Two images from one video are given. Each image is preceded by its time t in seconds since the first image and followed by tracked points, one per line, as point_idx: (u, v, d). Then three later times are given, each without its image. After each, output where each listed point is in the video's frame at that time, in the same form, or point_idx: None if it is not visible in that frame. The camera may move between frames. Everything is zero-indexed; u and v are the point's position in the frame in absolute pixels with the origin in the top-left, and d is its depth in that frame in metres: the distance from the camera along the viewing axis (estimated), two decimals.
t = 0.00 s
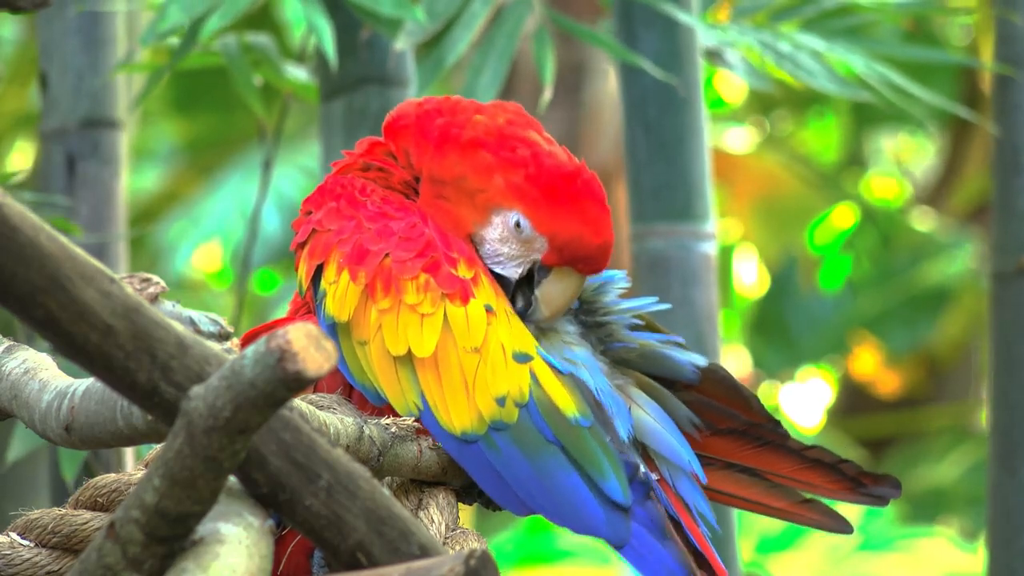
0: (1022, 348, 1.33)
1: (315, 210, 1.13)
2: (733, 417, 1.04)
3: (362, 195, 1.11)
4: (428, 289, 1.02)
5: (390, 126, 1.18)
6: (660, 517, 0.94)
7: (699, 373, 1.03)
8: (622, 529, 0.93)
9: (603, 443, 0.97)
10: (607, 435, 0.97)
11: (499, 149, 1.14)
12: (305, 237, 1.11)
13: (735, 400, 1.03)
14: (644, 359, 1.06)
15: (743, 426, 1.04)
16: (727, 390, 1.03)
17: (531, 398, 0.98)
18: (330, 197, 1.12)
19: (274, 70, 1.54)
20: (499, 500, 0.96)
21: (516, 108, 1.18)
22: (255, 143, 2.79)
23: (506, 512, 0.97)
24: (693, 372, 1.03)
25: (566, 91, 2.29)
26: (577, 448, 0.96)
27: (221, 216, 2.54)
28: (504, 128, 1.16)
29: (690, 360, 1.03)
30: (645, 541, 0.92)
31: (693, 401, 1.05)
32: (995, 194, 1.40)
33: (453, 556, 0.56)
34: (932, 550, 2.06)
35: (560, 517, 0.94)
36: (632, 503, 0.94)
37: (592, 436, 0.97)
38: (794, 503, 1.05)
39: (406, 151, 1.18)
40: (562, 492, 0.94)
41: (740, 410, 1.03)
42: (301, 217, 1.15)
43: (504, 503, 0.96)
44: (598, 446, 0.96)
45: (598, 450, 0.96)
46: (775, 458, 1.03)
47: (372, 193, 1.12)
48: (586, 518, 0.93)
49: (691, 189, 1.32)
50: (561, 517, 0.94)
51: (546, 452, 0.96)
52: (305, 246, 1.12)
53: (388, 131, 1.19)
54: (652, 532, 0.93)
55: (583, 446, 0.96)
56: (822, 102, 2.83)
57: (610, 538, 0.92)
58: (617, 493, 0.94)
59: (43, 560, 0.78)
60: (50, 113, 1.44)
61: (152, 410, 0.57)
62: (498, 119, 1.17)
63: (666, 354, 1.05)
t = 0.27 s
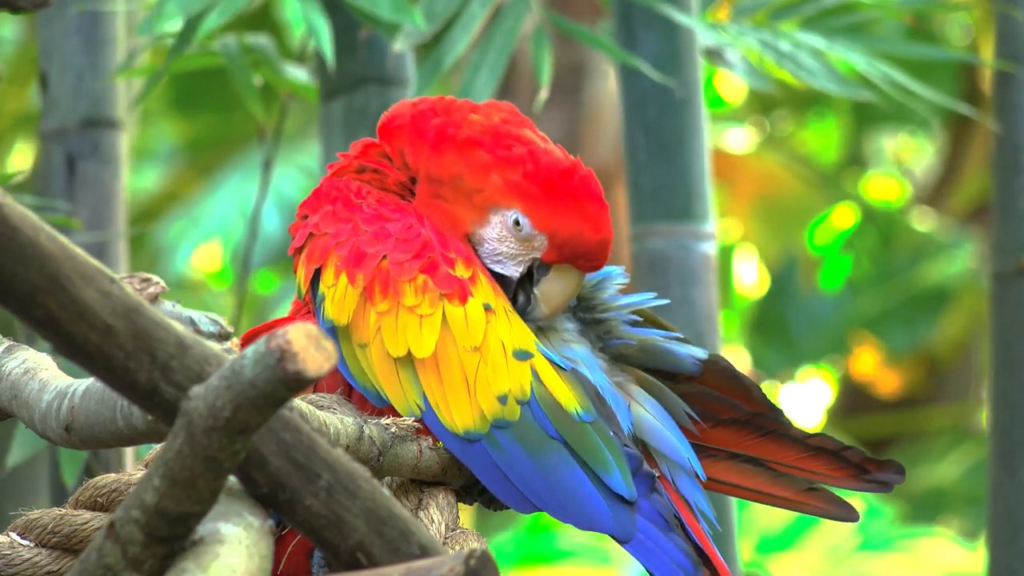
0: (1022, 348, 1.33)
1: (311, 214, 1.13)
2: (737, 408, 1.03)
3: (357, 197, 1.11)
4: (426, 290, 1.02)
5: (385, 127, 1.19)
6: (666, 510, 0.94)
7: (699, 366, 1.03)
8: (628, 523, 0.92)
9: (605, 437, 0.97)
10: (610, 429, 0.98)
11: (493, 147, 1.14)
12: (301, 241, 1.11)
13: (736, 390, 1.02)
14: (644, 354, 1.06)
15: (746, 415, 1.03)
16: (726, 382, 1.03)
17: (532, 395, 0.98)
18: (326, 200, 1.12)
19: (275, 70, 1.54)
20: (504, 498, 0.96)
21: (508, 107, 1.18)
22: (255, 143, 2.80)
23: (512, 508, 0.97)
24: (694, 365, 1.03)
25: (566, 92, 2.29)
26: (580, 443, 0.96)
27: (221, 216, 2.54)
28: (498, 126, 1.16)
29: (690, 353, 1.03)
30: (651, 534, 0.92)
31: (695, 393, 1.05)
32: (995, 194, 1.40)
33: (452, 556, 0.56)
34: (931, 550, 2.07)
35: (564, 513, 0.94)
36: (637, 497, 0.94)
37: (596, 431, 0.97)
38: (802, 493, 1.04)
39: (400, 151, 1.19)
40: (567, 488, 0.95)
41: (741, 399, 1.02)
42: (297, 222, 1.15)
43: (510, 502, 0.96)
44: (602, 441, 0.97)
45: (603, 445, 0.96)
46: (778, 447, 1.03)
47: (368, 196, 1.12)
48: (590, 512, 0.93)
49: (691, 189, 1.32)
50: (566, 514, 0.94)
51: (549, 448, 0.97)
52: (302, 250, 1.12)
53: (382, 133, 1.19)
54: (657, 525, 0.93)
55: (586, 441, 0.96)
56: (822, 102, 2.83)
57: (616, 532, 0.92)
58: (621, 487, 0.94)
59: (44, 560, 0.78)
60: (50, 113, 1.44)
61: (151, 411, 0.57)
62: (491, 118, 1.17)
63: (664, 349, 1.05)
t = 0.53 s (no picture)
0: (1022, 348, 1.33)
1: (307, 217, 1.12)
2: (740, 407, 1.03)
3: (353, 202, 1.11)
4: (422, 294, 1.01)
5: (380, 129, 1.19)
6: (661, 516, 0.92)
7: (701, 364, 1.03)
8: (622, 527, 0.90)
9: (599, 441, 0.95)
10: (604, 432, 0.96)
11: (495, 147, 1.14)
12: (298, 245, 1.11)
13: (739, 385, 1.03)
14: (644, 350, 1.06)
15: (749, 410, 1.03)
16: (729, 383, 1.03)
17: (526, 399, 0.96)
18: (323, 203, 1.12)
19: (275, 70, 1.54)
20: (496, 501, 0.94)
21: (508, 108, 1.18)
22: (256, 143, 2.80)
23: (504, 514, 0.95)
24: (695, 361, 1.03)
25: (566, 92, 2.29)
26: (575, 447, 0.94)
27: (222, 216, 2.54)
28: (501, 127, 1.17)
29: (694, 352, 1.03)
30: (644, 539, 0.90)
31: (698, 390, 1.05)
32: (995, 195, 1.40)
33: (452, 556, 0.56)
34: (931, 548, 2.07)
35: (556, 517, 0.92)
36: (631, 502, 0.92)
37: (590, 435, 0.96)
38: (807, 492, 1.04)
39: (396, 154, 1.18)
40: (561, 492, 0.93)
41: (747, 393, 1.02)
42: (292, 224, 1.14)
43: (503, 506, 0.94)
44: (596, 445, 0.95)
45: (597, 449, 0.95)
46: (779, 444, 1.03)
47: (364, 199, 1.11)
48: (583, 516, 0.91)
49: (691, 189, 1.32)
50: (559, 518, 0.92)
51: (542, 452, 0.95)
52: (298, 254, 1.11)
53: (378, 135, 1.20)
54: (650, 530, 0.90)
55: (581, 445, 0.95)
56: (822, 102, 2.83)
57: (609, 536, 0.90)
58: (614, 492, 0.92)
59: (43, 560, 0.78)
60: (50, 112, 1.43)
61: (151, 411, 0.57)
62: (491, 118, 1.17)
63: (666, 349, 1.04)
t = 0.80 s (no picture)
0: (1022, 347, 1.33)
1: (331, 206, 1.18)
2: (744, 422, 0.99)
3: (380, 189, 1.16)
4: (457, 270, 1.05)
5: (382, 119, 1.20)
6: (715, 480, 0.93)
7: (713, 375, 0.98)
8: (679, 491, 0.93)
9: (648, 406, 0.96)
10: (653, 399, 0.97)
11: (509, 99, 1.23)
12: (324, 233, 1.16)
13: (748, 401, 0.98)
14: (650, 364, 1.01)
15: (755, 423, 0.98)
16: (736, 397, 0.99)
17: (572, 369, 0.99)
18: (347, 192, 1.17)
19: (275, 70, 1.54)
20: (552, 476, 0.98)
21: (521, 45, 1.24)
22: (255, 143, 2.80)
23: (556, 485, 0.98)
24: (704, 374, 0.98)
25: (566, 92, 2.29)
26: (624, 414, 0.96)
27: (221, 216, 2.54)
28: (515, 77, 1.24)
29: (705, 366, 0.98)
30: (696, 505, 0.92)
31: (706, 402, 1.01)
32: (995, 194, 1.40)
33: (453, 556, 0.56)
34: (930, 548, 2.07)
35: (611, 485, 0.94)
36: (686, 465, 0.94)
37: (638, 399, 0.97)
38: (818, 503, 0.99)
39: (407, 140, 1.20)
40: (613, 460, 0.95)
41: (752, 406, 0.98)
42: (316, 215, 1.20)
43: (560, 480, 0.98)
44: (645, 409, 0.96)
45: (649, 413, 0.96)
46: (785, 461, 0.98)
47: (389, 185, 1.16)
48: (636, 484, 0.93)
49: (691, 188, 1.32)
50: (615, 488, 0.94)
51: (592, 421, 0.97)
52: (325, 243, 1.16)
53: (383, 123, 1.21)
54: (702, 496, 0.92)
55: (627, 411, 0.96)
56: (822, 102, 2.83)
57: (665, 501, 0.93)
58: (668, 457, 0.93)
59: (44, 560, 0.78)
60: (50, 113, 1.43)
61: (151, 411, 0.57)
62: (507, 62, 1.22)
63: (677, 358, 1.00)
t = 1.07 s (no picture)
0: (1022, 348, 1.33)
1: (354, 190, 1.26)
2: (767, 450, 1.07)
3: (398, 180, 1.24)
4: (466, 263, 1.13)
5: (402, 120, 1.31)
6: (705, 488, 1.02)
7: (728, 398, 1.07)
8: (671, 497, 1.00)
9: (648, 407, 1.05)
10: (653, 398, 1.07)
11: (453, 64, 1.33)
12: (344, 216, 1.23)
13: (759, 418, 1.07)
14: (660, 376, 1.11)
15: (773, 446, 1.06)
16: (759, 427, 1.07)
17: (575, 370, 1.08)
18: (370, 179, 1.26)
19: (275, 70, 1.54)
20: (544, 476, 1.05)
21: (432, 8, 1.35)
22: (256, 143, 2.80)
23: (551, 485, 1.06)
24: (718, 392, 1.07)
25: (567, 92, 2.30)
26: (624, 417, 1.05)
27: (221, 216, 2.54)
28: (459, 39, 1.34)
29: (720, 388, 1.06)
30: (689, 512, 1.00)
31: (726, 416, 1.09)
32: (995, 194, 1.40)
33: (452, 556, 0.56)
34: (929, 547, 2.07)
35: (607, 488, 1.02)
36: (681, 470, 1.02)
37: (639, 401, 1.06)
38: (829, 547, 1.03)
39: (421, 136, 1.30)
40: (609, 461, 1.02)
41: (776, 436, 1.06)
42: (340, 199, 1.28)
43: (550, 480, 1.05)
44: (647, 412, 1.05)
45: (646, 416, 1.05)
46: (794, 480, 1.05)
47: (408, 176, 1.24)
48: (633, 485, 1.00)
49: (691, 188, 1.32)
50: (606, 489, 1.02)
51: (592, 423, 1.06)
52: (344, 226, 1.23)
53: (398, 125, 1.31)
54: (696, 502, 1.01)
55: (629, 412, 1.05)
56: (822, 102, 2.82)
57: (659, 504, 1.00)
58: (666, 462, 1.01)
59: (43, 560, 0.78)
60: (50, 112, 1.43)
61: (151, 411, 0.57)
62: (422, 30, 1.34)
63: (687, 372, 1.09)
